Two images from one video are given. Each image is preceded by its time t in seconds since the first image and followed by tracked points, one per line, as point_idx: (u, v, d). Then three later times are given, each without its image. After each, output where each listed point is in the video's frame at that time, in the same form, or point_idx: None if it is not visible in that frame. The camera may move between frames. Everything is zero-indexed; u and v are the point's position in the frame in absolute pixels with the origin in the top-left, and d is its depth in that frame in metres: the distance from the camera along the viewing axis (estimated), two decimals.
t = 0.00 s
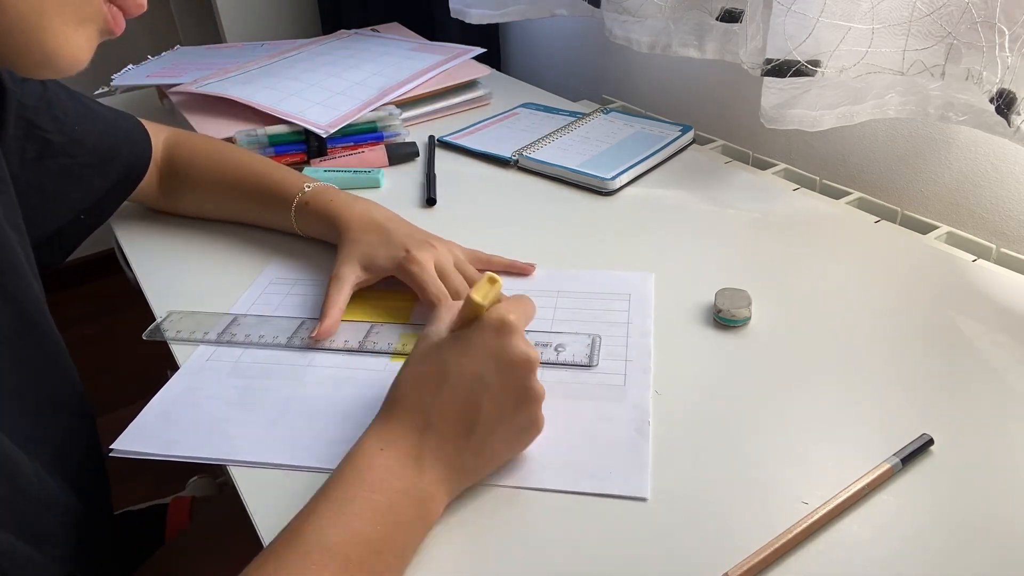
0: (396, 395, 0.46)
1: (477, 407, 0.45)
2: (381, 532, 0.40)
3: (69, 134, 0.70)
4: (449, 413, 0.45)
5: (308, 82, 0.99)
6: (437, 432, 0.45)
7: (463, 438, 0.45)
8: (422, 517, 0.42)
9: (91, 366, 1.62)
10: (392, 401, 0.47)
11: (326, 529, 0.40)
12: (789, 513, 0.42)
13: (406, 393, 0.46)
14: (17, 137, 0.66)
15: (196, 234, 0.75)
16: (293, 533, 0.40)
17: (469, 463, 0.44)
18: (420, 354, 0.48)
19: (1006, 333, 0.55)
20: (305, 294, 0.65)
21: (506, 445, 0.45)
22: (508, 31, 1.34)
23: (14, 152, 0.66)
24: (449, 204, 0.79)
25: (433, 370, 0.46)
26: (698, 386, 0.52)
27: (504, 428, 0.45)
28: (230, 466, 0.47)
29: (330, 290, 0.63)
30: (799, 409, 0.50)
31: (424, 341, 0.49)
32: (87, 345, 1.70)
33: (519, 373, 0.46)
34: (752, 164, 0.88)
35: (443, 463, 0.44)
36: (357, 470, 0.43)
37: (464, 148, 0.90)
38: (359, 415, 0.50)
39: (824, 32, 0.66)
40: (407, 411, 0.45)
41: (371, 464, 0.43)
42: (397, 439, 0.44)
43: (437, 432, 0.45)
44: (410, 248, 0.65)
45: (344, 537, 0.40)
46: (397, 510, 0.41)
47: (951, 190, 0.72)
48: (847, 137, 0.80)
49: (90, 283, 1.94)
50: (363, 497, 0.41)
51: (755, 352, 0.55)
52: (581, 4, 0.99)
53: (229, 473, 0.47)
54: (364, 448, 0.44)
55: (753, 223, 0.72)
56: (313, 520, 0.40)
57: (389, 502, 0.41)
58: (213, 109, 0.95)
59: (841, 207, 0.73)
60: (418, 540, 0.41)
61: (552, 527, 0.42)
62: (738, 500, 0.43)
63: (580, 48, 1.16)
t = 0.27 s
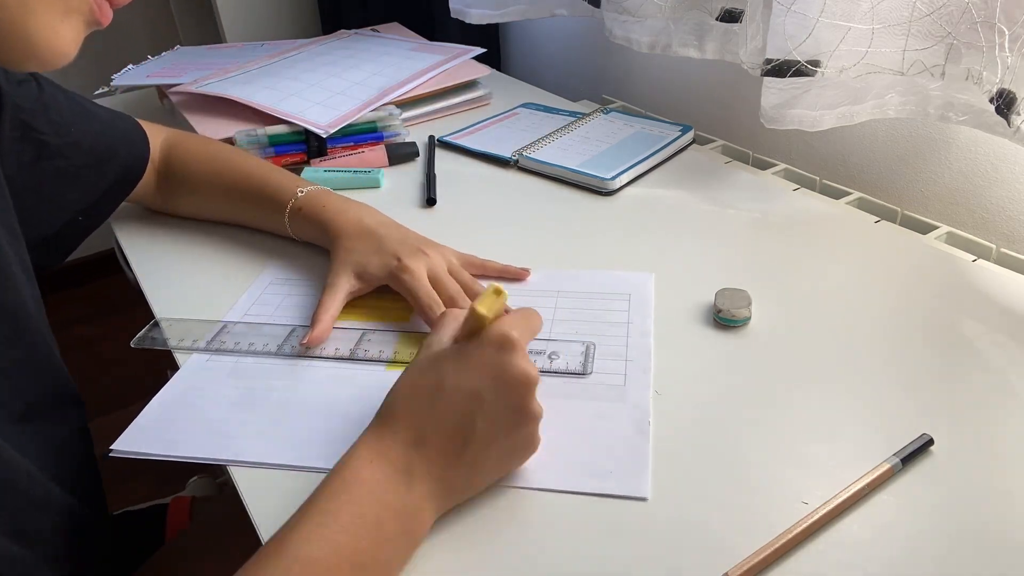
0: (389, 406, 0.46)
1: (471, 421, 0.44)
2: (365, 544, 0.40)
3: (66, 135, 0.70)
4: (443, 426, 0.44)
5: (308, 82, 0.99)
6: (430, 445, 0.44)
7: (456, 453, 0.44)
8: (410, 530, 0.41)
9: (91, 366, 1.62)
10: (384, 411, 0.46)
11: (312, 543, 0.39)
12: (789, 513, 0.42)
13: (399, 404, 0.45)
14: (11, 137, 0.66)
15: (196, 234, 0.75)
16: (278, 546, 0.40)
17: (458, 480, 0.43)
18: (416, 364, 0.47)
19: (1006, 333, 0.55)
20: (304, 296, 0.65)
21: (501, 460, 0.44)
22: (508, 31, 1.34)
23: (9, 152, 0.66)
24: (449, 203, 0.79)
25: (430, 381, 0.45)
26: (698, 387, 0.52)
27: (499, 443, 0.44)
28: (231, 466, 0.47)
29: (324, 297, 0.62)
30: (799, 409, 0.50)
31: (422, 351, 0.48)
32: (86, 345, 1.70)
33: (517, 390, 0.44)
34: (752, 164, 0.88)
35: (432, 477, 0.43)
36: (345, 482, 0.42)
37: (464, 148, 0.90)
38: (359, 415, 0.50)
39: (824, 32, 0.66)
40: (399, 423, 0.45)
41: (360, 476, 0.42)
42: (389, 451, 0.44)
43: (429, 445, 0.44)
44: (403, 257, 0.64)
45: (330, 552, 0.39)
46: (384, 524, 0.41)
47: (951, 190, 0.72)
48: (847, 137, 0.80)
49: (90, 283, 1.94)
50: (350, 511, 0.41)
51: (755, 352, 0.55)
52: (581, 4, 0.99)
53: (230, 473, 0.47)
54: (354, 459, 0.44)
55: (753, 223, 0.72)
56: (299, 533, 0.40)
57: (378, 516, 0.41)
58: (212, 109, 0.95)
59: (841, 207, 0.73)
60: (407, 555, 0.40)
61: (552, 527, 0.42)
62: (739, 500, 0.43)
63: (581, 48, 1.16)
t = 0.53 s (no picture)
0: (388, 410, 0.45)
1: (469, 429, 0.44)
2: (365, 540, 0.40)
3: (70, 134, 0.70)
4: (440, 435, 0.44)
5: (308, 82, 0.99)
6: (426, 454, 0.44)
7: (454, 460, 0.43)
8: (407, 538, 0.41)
9: (91, 366, 1.63)
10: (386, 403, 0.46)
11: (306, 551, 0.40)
12: (789, 513, 0.42)
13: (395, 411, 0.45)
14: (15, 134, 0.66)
15: (197, 234, 0.75)
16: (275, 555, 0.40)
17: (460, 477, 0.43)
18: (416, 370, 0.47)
19: (1006, 333, 0.55)
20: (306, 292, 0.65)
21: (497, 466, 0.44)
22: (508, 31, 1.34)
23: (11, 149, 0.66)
24: (449, 203, 0.79)
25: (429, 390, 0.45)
26: (698, 387, 0.52)
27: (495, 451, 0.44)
28: (231, 465, 0.47)
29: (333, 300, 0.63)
30: (799, 409, 0.50)
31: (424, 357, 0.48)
32: (87, 345, 1.70)
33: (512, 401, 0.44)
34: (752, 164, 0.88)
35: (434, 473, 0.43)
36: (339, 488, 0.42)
37: (464, 148, 0.90)
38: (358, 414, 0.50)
39: (824, 32, 0.66)
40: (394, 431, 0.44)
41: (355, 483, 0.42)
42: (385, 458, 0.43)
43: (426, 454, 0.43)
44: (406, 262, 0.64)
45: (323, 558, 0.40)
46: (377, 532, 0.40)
47: (952, 191, 0.72)
48: (847, 137, 0.80)
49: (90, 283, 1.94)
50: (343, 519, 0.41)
51: (755, 352, 0.55)
52: (581, 4, 0.99)
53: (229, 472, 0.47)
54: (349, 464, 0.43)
55: (753, 223, 0.72)
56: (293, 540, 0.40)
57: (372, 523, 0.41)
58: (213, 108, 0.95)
59: (841, 207, 0.73)
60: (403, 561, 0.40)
61: (552, 528, 0.42)
62: (739, 500, 0.43)
63: (581, 48, 1.16)
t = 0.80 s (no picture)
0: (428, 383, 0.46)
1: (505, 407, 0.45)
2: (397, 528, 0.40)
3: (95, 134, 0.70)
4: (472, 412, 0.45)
5: (308, 82, 0.99)
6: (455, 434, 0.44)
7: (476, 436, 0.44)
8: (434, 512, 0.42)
9: (90, 366, 1.62)
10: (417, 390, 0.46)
11: (346, 518, 0.40)
12: (789, 513, 0.42)
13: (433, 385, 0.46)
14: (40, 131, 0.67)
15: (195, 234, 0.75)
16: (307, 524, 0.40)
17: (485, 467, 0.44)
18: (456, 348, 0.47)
19: (1006, 333, 0.55)
20: (296, 290, 0.65)
21: (525, 445, 0.45)
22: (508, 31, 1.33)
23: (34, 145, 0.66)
24: (448, 203, 0.79)
25: (465, 368, 0.46)
26: (697, 387, 0.52)
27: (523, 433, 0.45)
28: (226, 462, 0.48)
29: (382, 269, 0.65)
30: (799, 409, 0.50)
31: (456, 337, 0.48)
32: (87, 345, 1.70)
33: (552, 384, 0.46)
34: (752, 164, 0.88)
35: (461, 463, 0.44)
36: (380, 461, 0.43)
37: (464, 148, 0.90)
38: (354, 413, 0.50)
39: (824, 32, 0.66)
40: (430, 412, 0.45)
41: (393, 453, 0.43)
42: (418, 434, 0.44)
43: (461, 431, 0.45)
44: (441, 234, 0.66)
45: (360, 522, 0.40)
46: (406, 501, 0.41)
47: (952, 191, 0.72)
48: (847, 137, 0.80)
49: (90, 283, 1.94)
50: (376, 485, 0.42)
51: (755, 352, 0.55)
52: (581, 4, 0.99)
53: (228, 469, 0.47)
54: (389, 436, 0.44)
55: (753, 222, 0.72)
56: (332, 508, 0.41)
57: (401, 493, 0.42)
58: (212, 108, 0.95)
59: (841, 207, 0.73)
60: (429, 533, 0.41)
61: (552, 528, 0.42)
62: (740, 500, 0.43)
63: (581, 48, 1.16)
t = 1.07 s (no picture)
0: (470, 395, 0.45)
1: (550, 432, 0.43)
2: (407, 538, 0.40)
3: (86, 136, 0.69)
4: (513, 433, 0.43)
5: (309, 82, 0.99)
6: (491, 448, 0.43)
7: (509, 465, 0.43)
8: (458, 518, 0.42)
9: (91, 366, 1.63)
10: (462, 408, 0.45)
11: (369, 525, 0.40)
12: (788, 513, 0.42)
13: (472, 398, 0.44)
14: (26, 134, 0.66)
15: (196, 233, 0.76)
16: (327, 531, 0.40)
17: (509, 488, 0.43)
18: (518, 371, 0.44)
19: (1006, 333, 0.55)
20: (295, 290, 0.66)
21: (562, 473, 0.43)
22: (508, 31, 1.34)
23: (21, 148, 0.65)
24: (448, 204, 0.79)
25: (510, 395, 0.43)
26: (697, 387, 0.52)
27: (561, 457, 0.43)
28: (227, 461, 0.48)
29: (385, 266, 0.65)
30: (798, 408, 0.50)
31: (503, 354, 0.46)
32: (87, 344, 1.70)
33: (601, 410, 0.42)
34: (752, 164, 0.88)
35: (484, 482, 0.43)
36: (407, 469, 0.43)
37: (463, 148, 0.90)
38: (354, 413, 0.50)
39: (824, 32, 0.66)
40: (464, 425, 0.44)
41: (419, 460, 0.43)
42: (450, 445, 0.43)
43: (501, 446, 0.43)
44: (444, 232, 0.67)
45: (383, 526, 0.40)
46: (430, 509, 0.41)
47: (952, 191, 0.72)
48: (847, 137, 0.80)
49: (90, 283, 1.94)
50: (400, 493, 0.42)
51: (754, 352, 0.55)
52: (581, 4, 0.99)
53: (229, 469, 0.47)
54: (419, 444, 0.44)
55: (752, 222, 0.72)
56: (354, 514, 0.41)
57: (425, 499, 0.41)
58: (212, 108, 0.95)
59: (841, 207, 0.73)
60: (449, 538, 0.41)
61: (552, 528, 0.42)
62: (740, 499, 0.43)
63: (581, 48, 1.16)
